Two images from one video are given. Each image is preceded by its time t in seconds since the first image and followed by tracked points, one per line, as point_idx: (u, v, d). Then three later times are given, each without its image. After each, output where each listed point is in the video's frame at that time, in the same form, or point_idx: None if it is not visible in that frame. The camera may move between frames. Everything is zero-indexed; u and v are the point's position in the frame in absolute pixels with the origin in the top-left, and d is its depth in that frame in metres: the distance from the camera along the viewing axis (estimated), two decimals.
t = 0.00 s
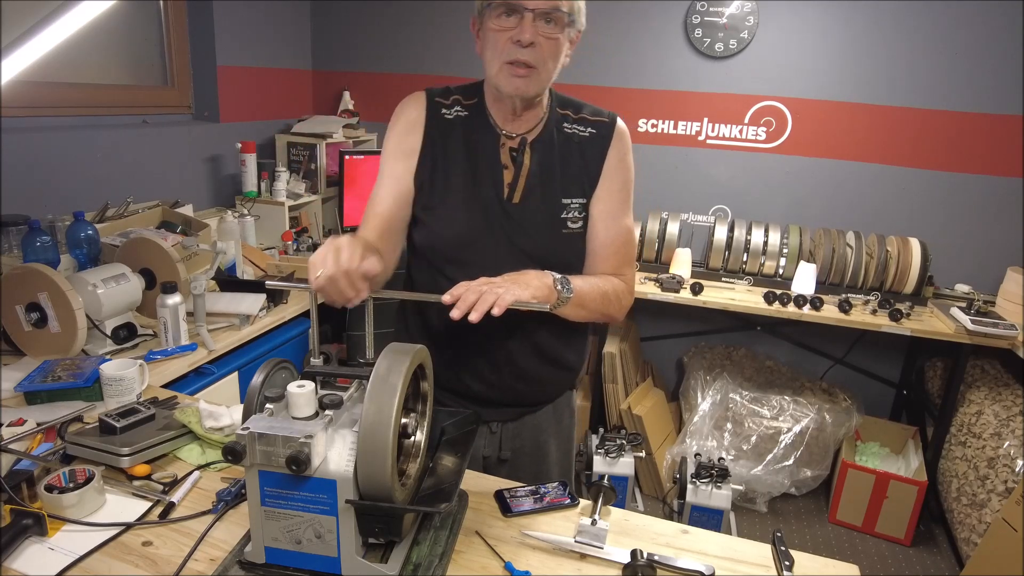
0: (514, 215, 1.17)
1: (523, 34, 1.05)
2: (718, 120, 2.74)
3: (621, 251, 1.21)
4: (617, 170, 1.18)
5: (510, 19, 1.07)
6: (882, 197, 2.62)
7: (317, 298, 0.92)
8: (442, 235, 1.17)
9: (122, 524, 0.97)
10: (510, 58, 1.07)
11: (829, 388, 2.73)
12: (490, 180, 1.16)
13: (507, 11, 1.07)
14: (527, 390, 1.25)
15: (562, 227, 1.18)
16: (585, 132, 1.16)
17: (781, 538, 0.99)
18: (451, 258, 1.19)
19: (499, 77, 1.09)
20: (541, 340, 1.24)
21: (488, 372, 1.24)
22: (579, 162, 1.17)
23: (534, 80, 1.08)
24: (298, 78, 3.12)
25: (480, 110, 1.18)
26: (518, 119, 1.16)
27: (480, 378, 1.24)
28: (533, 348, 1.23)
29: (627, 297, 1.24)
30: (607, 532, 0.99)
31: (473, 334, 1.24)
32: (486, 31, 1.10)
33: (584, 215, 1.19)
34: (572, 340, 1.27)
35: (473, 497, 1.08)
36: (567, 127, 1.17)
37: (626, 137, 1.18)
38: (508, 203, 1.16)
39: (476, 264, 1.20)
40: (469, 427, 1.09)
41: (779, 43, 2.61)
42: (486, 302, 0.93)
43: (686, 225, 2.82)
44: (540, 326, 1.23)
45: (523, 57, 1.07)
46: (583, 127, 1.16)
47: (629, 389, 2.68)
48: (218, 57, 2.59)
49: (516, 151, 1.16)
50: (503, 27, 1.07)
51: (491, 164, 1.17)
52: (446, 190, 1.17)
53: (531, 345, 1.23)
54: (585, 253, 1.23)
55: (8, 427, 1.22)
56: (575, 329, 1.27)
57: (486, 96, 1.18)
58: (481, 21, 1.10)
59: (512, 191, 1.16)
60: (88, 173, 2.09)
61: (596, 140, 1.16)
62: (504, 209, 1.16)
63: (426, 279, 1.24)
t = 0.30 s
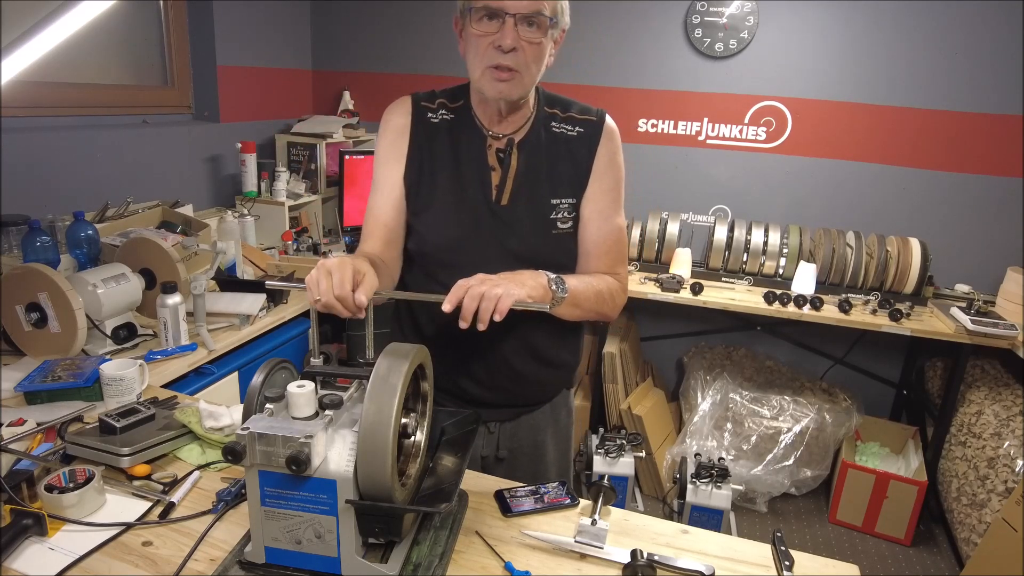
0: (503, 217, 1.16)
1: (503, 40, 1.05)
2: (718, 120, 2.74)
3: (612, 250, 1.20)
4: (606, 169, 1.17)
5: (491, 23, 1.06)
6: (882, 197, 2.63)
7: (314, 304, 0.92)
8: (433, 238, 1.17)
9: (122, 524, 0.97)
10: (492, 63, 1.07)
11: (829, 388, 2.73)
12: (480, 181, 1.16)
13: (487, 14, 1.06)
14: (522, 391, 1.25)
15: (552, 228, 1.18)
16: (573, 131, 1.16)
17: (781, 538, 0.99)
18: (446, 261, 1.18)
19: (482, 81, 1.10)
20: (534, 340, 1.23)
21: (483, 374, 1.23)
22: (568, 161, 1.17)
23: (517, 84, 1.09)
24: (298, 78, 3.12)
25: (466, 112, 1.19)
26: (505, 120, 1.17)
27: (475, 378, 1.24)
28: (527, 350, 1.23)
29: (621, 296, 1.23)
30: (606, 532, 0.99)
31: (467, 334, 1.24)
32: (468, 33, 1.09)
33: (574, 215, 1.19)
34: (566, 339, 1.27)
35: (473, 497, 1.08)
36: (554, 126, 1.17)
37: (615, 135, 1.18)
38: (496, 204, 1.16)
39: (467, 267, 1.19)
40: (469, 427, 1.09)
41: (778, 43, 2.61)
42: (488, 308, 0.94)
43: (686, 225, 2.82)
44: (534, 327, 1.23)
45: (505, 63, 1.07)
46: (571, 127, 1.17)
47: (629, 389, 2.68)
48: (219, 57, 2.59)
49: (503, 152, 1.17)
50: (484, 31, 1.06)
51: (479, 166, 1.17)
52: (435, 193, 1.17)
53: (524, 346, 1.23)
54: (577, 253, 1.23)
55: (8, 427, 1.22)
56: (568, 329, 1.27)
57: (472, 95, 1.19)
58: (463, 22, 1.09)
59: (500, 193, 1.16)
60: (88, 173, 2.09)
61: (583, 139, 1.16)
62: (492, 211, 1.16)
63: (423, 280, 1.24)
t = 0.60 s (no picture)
0: (501, 217, 1.16)
1: (500, 41, 1.05)
2: (718, 120, 2.74)
3: (611, 251, 1.20)
4: (605, 170, 1.17)
5: (487, 25, 1.07)
6: (882, 197, 2.62)
7: (315, 303, 0.92)
8: (431, 239, 1.17)
9: (122, 524, 0.97)
10: (489, 64, 1.07)
11: (829, 388, 2.73)
12: (478, 182, 1.16)
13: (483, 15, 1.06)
14: (521, 392, 1.25)
15: (550, 228, 1.18)
16: (571, 131, 1.17)
17: (781, 538, 0.99)
18: (444, 262, 1.18)
19: (479, 83, 1.09)
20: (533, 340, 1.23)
21: (482, 376, 1.23)
22: (566, 161, 1.17)
23: (514, 85, 1.09)
24: (298, 78, 3.12)
25: (464, 113, 1.19)
26: (502, 121, 1.17)
27: (474, 381, 1.24)
28: (526, 351, 1.23)
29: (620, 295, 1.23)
30: (607, 532, 0.99)
31: (466, 334, 1.24)
32: (464, 35, 1.10)
33: (572, 215, 1.19)
34: (565, 339, 1.27)
35: (473, 497, 1.08)
36: (552, 126, 1.18)
37: (613, 135, 1.18)
38: (494, 204, 1.16)
39: (465, 267, 1.19)
40: (469, 427, 1.09)
41: (778, 43, 2.61)
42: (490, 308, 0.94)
43: (686, 225, 2.82)
44: (533, 327, 1.23)
45: (501, 63, 1.07)
46: (569, 127, 1.17)
47: (629, 389, 2.68)
48: (219, 57, 2.59)
49: (501, 153, 1.17)
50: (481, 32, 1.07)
51: (477, 166, 1.17)
52: (434, 193, 1.17)
53: (523, 346, 1.23)
54: (575, 253, 1.23)
55: (8, 427, 1.23)
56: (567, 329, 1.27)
57: (469, 98, 1.19)
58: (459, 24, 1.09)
59: (497, 193, 1.17)
60: (88, 172, 2.09)
61: (581, 139, 1.17)
62: (489, 210, 1.16)
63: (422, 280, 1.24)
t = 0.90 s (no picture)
0: (502, 217, 1.16)
1: (503, 48, 1.03)
2: (718, 120, 2.74)
3: (611, 251, 1.20)
4: (606, 171, 1.17)
5: (490, 30, 1.05)
6: (882, 197, 2.62)
7: (315, 303, 0.92)
8: (433, 239, 1.17)
9: (122, 524, 0.97)
10: (491, 72, 1.07)
11: (829, 388, 2.73)
12: (476, 182, 1.16)
13: (486, 21, 1.04)
14: (523, 392, 1.25)
15: (551, 229, 1.18)
16: (572, 132, 1.17)
17: (781, 538, 0.99)
18: (444, 262, 1.18)
19: (481, 89, 1.09)
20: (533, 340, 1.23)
21: (482, 377, 1.23)
22: (567, 162, 1.17)
23: (516, 92, 1.09)
24: (298, 79, 3.13)
25: (463, 113, 1.19)
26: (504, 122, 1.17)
27: (473, 382, 1.24)
28: (526, 352, 1.23)
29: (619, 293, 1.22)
30: (606, 532, 0.99)
31: (465, 335, 1.24)
32: (466, 38, 1.08)
33: (573, 216, 1.19)
34: (565, 339, 1.27)
35: (473, 497, 1.08)
36: (553, 127, 1.18)
37: (614, 136, 1.18)
38: (494, 204, 1.16)
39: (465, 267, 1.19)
40: (469, 427, 1.09)
41: (777, 44, 2.61)
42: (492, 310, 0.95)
43: (686, 225, 2.82)
44: (533, 327, 1.23)
45: (504, 71, 1.06)
46: (570, 128, 1.17)
47: (629, 389, 2.68)
48: (219, 57, 2.59)
49: (502, 153, 1.17)
50: (483, 37, 1.05)
51: (478, 166, 1.17)
52: (434, 192, 1.17)
53: (524, 346, 1.23)
54: (576, 253, 1.23)
55: (8, 427, 1.22)
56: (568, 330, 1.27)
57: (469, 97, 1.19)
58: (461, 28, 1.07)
59: (498, 194, 1.17)
60: (89, 172, 2.09)
61: (582, 140, 1.17)
62: (489, 211, 1.16)
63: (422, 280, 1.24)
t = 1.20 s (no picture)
0: (503, 216, 1.17)
1: (513, 90, 0.97)
2: (718, 120, 2.74)
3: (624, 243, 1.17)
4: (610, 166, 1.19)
5: (498, 66, 0.96)
6: (882, 197, 2.62)
7: (316, 301, 0.92)
8: (436, 239, 1.17)
9: (122, 524, 0.97)
10: (501, 103, 1.03)
11: (829, 388, 2.73)
12: (481, 182, 1.16)
13: (493, 60, 0.95)
14: (526, 392, 1.25)
15: (556, 225, 1.18)
16: (576, 128, 1.18)
17: (781, 538, 0.99)
18: (446, 262, 1.18)
19: (490, 112, 1.06)
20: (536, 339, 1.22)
21: (486, 377, 1.24)
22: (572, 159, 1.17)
23: (526, 116, 1.06)
24: (298, 79, 3.12)
25: (466, 113, 1.19)
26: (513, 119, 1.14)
27: (477, 383, 1.24)
28: (528, 351, 1.23)
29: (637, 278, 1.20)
30: (606, 532, 0.99)
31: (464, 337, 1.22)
32: (473, 60, 0.99)
33: (578, 212, 1.20)
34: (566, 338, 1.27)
35: (473, 497, 1.08)
36: (557, 123, 1.18)
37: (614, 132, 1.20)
38: (501, 204, 1.17)
39: (466, 266, 1.18)
40: (469, 427, 1.09)
41: (777, 44, 2.61)
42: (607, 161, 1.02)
43: (686, 225, 2.81)
44: (534, 328, 1.21)
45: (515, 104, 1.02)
46: (573, 124, 1.18)
47: (629, 389, 2.68)
48: (219, 57, 2.59)
49: (508, 151, 1.16)
50: (492, 72, 0.97)
51: (482, 165, 1.16)
52: (436, 192, 1.17)
53: (524, 346, 1.22)
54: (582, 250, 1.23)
55: (8, 427, 1.22)
56: (570, 329, 1.27)
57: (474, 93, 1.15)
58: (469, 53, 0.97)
59: (505, 193, 1.17)
60: (89, 172, 2.09)
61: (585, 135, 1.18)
62: (496, 211, 1.17)
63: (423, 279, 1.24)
